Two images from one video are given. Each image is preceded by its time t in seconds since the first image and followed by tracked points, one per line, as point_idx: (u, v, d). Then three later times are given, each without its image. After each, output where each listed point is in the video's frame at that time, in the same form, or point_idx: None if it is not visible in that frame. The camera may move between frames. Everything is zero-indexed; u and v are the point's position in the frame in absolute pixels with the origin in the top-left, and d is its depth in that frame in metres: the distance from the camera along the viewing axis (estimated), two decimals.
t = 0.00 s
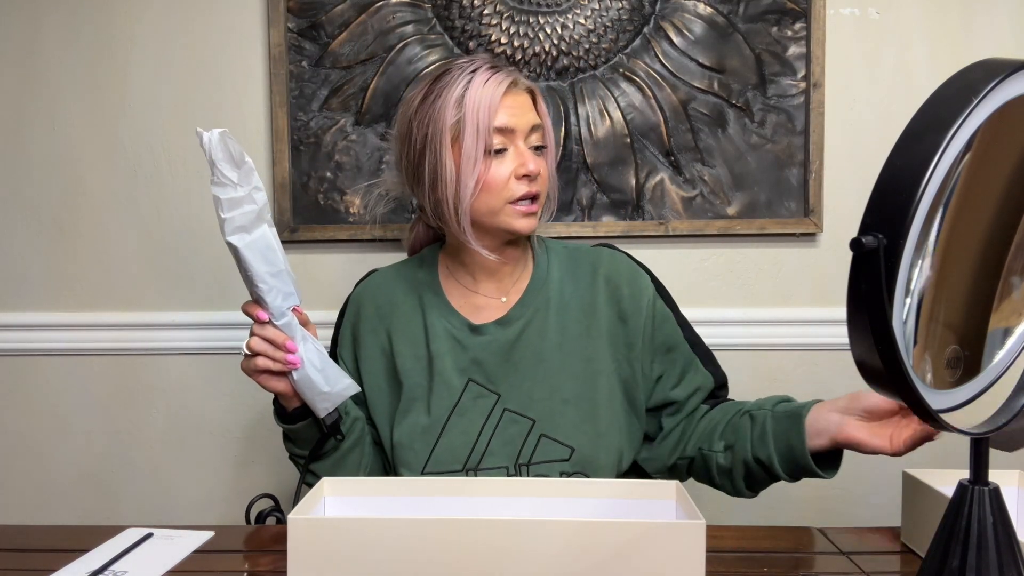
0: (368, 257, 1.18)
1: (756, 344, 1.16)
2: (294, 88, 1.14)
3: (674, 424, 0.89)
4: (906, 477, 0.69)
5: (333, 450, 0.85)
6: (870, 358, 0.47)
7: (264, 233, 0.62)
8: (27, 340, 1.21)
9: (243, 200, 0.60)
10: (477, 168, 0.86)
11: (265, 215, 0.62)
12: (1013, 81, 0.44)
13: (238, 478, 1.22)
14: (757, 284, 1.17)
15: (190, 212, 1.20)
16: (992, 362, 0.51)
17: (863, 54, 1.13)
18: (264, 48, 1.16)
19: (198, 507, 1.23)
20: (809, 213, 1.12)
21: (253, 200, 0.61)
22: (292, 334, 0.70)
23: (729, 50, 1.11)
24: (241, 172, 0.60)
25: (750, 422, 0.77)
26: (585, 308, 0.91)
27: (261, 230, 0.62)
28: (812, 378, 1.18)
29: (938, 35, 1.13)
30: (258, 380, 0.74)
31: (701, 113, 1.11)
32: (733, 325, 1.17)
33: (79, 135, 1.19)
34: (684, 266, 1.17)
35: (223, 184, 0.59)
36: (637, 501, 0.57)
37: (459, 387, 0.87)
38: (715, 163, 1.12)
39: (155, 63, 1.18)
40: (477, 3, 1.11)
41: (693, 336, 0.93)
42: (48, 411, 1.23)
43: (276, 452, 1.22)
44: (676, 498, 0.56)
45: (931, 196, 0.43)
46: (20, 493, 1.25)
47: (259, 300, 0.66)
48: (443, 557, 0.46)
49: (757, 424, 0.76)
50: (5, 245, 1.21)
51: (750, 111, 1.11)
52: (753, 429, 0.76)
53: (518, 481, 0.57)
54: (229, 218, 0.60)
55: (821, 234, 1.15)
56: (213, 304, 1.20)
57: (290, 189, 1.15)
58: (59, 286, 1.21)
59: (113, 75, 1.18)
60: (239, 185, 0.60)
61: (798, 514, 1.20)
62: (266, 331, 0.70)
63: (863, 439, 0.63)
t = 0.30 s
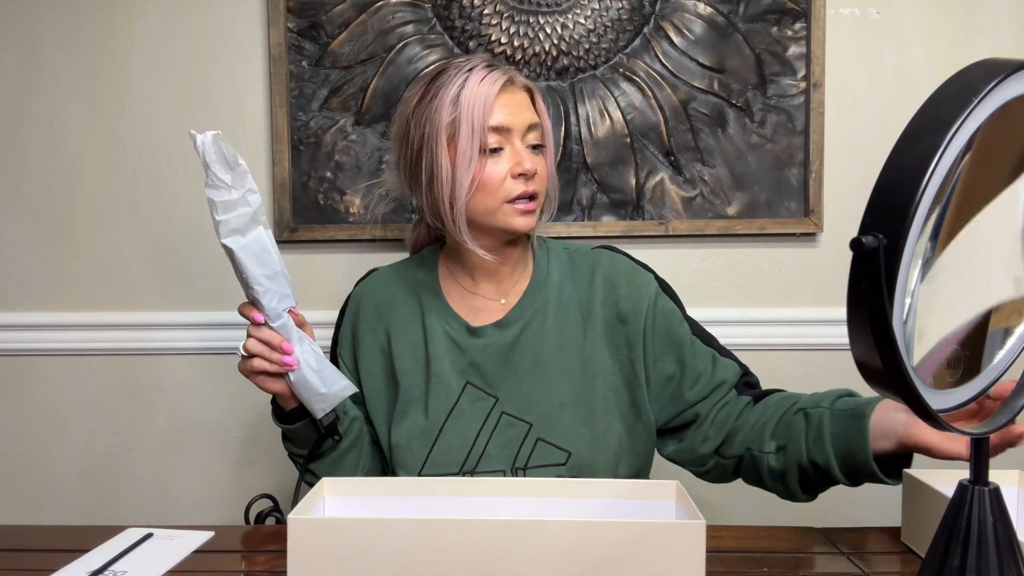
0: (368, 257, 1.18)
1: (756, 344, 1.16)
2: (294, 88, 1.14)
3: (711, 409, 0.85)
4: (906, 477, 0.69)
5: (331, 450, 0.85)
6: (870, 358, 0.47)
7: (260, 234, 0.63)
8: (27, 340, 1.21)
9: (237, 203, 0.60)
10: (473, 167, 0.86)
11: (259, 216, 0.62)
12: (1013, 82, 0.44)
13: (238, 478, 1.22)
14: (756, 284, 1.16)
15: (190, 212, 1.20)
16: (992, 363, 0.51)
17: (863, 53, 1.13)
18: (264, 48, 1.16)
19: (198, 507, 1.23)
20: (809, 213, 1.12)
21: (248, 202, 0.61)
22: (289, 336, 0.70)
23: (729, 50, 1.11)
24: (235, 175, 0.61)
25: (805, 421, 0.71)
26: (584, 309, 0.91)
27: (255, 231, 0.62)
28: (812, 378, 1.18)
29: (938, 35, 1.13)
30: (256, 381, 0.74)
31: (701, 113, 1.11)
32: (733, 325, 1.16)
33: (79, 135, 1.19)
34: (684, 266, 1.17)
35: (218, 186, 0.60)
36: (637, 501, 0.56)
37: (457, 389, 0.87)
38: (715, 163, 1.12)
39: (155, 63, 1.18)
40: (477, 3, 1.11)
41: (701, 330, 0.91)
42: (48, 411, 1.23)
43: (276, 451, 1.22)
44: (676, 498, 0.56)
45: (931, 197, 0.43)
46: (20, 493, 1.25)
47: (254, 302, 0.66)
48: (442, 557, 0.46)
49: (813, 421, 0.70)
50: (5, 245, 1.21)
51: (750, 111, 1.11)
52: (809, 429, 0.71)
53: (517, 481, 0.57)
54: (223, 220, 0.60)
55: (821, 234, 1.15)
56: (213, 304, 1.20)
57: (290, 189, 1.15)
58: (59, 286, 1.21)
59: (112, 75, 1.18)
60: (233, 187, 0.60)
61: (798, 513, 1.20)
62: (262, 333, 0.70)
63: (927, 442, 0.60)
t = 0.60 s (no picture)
0: (368, 257, 1.18)
1: (755, 344, 1.16)
2: (294, 88, 1.14)
3: (712, 414, 0.85)
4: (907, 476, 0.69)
5: (333, 449, 0.85)
6: (870, 358, 0.47)
7: (267, 229, 0.62)
8: (27, 340, 1.21)
9: (247, 196, 0.60)
10: (464, 164, 0.86)
11: (267, 210, 0.62)
12: (1013, 81, 0.44)
13: (238, 478, 1.22)
14: (757, 284, 1.16)
15: (190, 212, 1.19)
16: (992, 362, 0.51)
17: (863, 54, 1.13)
18: (264, 48, 1.16)
19: (198, 507, 1.23)
20: (809, 213, 1.12)
21: (257, 196, 0.60)
22: (294, 332, 0.70)
23: (729, 50, 1.11)
24: (245, 168, 0.60)
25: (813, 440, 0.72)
26: (586, 309, 0.91)
27: (264, 226, 0.62)
28: (812, 379, 1.18)
29: (938, 35, 1.13)
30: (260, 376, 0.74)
31: (701, 113, 1.11)
32: (733, 325, 1.16)
33: (79, 135, 1.19)
34: (684, 265, 1.17)
35: (227, 179, 0.59)
36: (637, 501, 0.56)
37: (457, 388, 0.87)
38: (715, 163, 1.12)
39: (155, 63, 1.17)
40: (477, 3, 1.11)
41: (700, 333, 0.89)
42: (48, 411, 1.23)
43: (276, 451, 1.22)
44: (676, 499, 0.56)
45: (931, 196, 0.43)
46: (20, 493, 1.25)
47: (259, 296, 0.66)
48: (442, 558, 0.46)
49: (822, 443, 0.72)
50: (5, 245, 1.21)
51: (750, 111, 1.11)
52: (817, 448, 0.72)
53: (518, 481, 0.57)
54: (231, 214, 0.59)
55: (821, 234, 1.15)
56: (212, 304, 1.20)
57: (290, 189, 1.15)
58: (59, 286, 1.21)
59: (113, 76, 1.18)
60: (243, 179, 0.60)
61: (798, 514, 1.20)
62: (268, 328, 0.70)
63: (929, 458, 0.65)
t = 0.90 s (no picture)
0: (368, 257, 1.18)
1: (756, 343, 1.16)
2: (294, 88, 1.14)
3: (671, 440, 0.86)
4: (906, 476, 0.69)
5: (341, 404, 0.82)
6: (869, 357, 0.47)
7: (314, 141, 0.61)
8: (27, 340, 1.21)
9: (297, 106, 0.58)
10: (454, 162, 0.87)
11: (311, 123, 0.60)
12: (1013, 81, 0.44)
13: (239, 478, 1.22)
14: (757, 284, 1.16)
15: (190, 212, 1.19)
16: (992, 363, 0.51)
17: (863, 54, 1.13)
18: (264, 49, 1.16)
19: (198, 507, 1.23)
20: (809, 213, 1.12)
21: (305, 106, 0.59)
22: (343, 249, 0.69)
23: (729, 50, 1.11)
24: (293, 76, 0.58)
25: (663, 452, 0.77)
26: (590, 312, 0.91)
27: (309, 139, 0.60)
28: (812, 378, 1.18)
29: (938, 35, 1.13)
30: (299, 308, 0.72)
31: (701, 113, 1.11)
32: (733, 325, 1.16)
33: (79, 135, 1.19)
34: (684, 265, 1.17)
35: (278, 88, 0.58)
36: (637, 502, 0.56)
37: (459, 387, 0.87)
38: (715, 163, 1.12)
39: (155, 63, 1.17)
40: (477, 3, 1.11)
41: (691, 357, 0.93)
42: (48, 411, 1.23)
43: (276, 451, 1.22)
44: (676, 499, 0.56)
45: (932, 196, 0.43)
46: (20, 493, 1.25)
47: (305, 214, 0.65)
48: (442, 557, 0.46)
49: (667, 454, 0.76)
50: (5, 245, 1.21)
51: (750, 111, 1.11)
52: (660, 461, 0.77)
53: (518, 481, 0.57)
54: (283, 126, 0.58)
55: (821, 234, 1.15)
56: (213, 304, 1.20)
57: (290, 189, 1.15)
58: (59, 286, 1.21)
59: (113, 76, 1.18)
60: (292, 91, 0.58)
61: (799, 513, 1.20)
62: (317, 250, 0.67)
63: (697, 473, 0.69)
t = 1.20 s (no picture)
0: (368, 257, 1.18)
1: (756, 344, 1.16)
2: (295, 88, 1.14)
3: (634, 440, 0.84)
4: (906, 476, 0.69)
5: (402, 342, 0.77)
6: (870, 357, 0.47)
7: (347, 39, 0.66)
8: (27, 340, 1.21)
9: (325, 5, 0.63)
10: (457, 156, 0.87)
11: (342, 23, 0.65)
12: (1013, 82, 0.44)
13: (238, 478, 1.22)
14: (757, 284, 1.16)
15: (190, 212, 1.19)
16: (992, 363, 0.51)
17: (863, 54, 1.13)
18: (264, 49, 1.16)
19: (198, 507, 1.23)
20: (809, 213, 1.12)
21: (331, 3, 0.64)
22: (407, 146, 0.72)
23: (729, 50, 1.11)
24: None
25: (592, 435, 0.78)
26: (590, 309, 0.91)
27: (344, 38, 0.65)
28: (813, 379, 1.18)
29: (938, 36, 1.13)
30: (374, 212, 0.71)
31: (701, 113, 1.11)
32: (733, 325, 1.16)
33: (79, 135, 1.19)
34: (684, 265, 1.17)
35: None
36: (637, 501, 0.56)
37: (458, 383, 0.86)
38: (715, 163, 1.12)
39: (155, 63, 1.18)
40: (477, 3, 1.11)
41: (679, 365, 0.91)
42: (48, 411, 1.23)
43: (276, 451, 1.22)
44: (677, 500, 0.56)
45: (932, 196, 0.43)
46: (20, 493, 1.25)
47: (363, 117, 0.68)
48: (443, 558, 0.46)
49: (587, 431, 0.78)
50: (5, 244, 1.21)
51: (750, 111, 1.11)
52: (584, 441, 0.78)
53: (519, 481, 0.56)
54: (321, 27, 0.63)
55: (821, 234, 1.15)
56: (213, 305, 1.20)
57: (291, 189, 1.15)
58: (59, 286, 1.21)
59: (113, 76, 1.18)
60: None
61: (799, 513, 1.20)
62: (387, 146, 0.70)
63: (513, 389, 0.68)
